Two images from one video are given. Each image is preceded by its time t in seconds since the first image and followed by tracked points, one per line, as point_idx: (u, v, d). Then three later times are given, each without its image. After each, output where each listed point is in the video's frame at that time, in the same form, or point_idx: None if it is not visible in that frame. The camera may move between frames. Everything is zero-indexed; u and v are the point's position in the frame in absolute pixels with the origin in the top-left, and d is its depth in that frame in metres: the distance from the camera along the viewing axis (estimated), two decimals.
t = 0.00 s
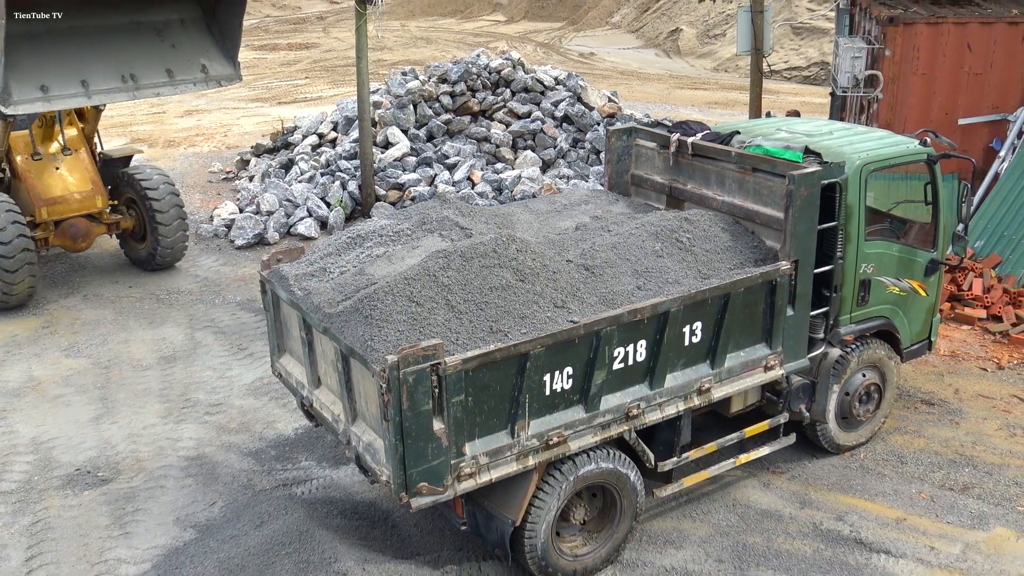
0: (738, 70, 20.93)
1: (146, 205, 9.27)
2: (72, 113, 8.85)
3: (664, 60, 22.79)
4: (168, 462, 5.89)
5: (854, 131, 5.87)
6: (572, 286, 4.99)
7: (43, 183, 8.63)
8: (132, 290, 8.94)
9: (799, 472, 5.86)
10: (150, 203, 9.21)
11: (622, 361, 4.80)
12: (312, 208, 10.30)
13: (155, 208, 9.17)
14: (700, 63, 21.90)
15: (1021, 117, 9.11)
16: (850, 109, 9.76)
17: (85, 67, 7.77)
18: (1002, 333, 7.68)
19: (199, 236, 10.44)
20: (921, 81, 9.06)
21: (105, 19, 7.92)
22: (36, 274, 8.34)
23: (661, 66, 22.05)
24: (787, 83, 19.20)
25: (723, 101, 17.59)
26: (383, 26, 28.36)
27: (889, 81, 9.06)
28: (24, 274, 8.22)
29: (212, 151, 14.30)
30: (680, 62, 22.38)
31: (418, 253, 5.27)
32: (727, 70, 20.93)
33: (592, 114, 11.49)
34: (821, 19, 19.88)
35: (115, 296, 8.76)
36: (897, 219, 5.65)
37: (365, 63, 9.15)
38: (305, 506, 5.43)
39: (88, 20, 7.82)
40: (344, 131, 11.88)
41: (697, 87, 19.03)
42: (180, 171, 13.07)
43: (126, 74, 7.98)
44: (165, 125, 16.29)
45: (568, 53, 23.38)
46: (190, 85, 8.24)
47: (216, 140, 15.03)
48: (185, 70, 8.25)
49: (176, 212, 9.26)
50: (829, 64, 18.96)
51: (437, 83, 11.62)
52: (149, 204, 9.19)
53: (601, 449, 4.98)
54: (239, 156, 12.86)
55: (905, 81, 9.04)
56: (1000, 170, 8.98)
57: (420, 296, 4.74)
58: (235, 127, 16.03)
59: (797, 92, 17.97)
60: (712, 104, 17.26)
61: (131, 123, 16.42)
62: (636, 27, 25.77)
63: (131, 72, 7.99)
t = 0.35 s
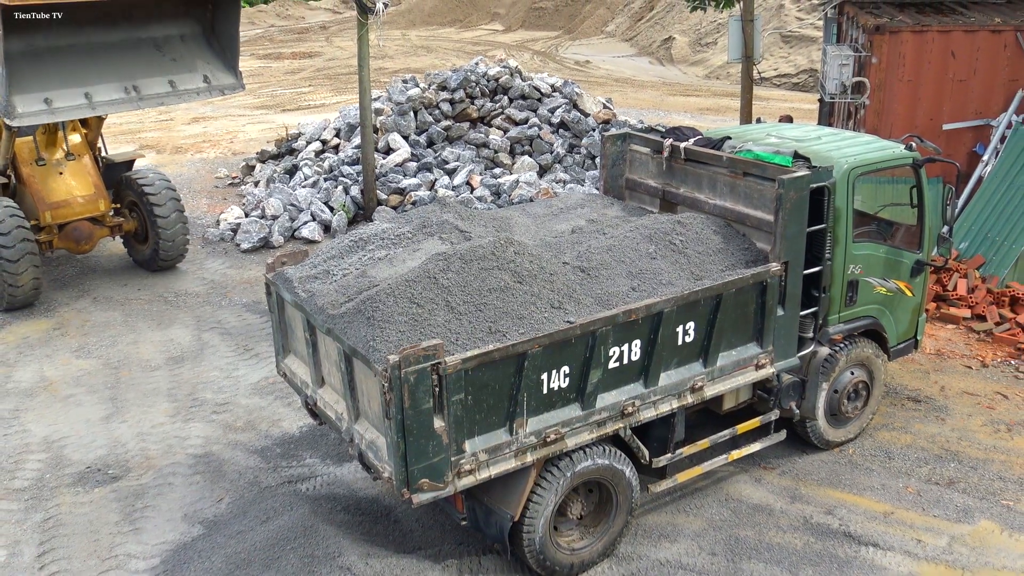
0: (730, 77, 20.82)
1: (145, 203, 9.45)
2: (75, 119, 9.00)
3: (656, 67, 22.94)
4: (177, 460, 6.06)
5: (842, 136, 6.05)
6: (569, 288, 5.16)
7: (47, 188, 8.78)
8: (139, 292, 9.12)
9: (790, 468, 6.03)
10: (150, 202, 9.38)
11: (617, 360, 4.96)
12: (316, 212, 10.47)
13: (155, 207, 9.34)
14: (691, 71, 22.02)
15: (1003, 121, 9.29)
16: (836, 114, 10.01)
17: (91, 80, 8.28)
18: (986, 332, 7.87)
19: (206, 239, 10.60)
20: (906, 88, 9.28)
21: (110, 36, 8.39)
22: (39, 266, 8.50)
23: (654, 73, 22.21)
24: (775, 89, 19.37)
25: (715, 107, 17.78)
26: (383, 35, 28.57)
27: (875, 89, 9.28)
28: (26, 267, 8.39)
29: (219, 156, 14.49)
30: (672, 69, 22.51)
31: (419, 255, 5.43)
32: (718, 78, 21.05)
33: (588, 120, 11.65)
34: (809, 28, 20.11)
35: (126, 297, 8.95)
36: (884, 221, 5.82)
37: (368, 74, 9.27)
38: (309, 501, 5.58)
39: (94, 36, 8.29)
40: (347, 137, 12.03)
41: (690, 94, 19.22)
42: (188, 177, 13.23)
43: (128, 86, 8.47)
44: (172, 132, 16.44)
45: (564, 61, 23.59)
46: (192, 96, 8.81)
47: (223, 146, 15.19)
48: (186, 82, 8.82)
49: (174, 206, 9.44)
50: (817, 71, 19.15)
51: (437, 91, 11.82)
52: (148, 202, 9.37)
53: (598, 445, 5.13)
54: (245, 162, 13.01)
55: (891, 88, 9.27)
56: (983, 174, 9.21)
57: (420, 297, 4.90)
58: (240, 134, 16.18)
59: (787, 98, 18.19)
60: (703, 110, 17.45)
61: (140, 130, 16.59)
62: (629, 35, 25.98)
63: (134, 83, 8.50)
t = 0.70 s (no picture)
0: (722, 80, 21.07)
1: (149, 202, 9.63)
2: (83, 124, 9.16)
3: (650, 72, 23.09)
4: (185, 455, 6.24)
5: (832, 138, 6.23)
6: (567, 286, 5.31)
7: (56, 190, 8.95)
8: (148, 291, 9.32)
9: (782, 461, 6.21)
10: (155, 202, 9.56)
11: (614, 356, 5.10)
12: (320, 214, 10.64)
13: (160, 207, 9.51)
14: (685, 75, 22.18)
15: (987, 123, 9.78)
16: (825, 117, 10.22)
17: (102, 88, 8.59)
18: (972, 328, 8.20)
19: (213, 241, 10.77)
20: (895, 89, 9.52)
21: (118, 48, 8.72)
22: (46, 257, 8.65)
23: (648, 77, 22.37)
24: (767, 92, 19.54)
25: (709, 110, 17.95)
26: (384, 41, 28.81)
27: (863, 90, 9.48)
28: (34, 257, 8.55)
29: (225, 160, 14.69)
30: (666, 74, 22.65)
31: (421, 256, 5.58)
32: (711, 82, 21.20)
33: (584, 123, 11.80)
34: (798, 32, 20.32)
35: (138, 297, 9.15)
36: (873, 220, 5.99)
37: (366, 77, 9.29)
38: (315, 495, 5.74)
39: (103, 48, 8.63)
40: (350, 141, 12.22)
41: (684, 97, 19.40)
42: (195, 180, 13.41)
43: (139, 93, 8.76)
44: (180, 136, 16.60)
45: (560, 66, 23.80)
46: (201, 101, 9.06)
47: (229, 150, 15.36)
48: (196, 88, 9.08)
49: (175, 201, 9.60)
50: (808, 74, 19.36)
51: (437, 95, 11.97)
52: (152, 200, 9.54)
53: (595, 439, 5.25)
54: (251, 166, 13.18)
55: (880, 89, 9.48)
56: (969, 173, 9.57)
57: (422, 296, 5.04)
58: (247, 138, 16.33)
59: (778, 101, 18.39)
60: (697, 113, 17.63)
61: (149, 135, 16.76)
62: (625, 40, 26.17)
63: (144, 91, 8.78)
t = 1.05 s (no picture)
0: (714, 80, 21.20)
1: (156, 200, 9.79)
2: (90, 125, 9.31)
3: (644, 71, 23.20)
4: (194, 447, 6.44)
5: (821, 136, 6.40)
6: (564, 281, 5.44)
7: (66, 189, 9.10)
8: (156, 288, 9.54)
9: (774, 450, 6.40)
10: (160, 197, 9.72)
11: (610, 349, 5.18)
12: (323, 211, 10.79)
13: (165, 204, 9.65)
14: (678, 75, 22.31)
15: (974, 120, 9.86)
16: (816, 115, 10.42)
17: (119, 92, 8.85)
18: (959, 320, 8.40)
19: (219, 239, 10.90)
20: (882, 88, 9.75)
21: (132, 57, 9.00)
22: (57, 253, 8.85)
23: (643, 77, 22.52)
24: (759, 91, 19.69)
25: (702, 109, 18.12)
26: (384, 43, 29.01)
27: (853, 90, 9.67)
28: (46, 254, 8.75)
29: (230, 159, 14.89)
30: (659, 74, 22.77)
31: (422, 252, 5.72)
32: (703, 81, 21.32)
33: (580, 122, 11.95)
34: (789, 32, 20.52)
35: (144, 294, 9.37)
36: (862, 215, 6.16)
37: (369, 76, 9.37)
38: (321, 485, 5.90)
39: (117, 56, 8.90)
40: (351, 140, 12.36)
41: (677, 96, 19.57)
42: (201, 179, 13.56)
43: (155, 96, 9.03)
44: (187, 137, 16.75)
45: (556, 67, 23.98)
46: (214, 103, 9.32)
47: (235, 150, 15.52)
48: (209, 91, 9.35)
49: (180, 196, 9.76)
50: (798, 74, 19.53)
51: (437, 96, 12.14)
52: (158, 196, 9.70)
53: (593, 430, 5.36)
54: (256, 165, 13.32)
55: (868, 88, 9.71)
56: (956, 169, 9.70)
57: (424, 292, 5.16)
58: (252, 138, 16.47)
59: (768, 100, 18.59)
60: (690, 112, 17.81)
61: (155, 136, 16.93)
62: (620, 41, 26.32)
63: (159, 95, 9.05)
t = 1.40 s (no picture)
0: (705, 80, 21.31)
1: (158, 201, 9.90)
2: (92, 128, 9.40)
3: (637, 72, 23.33)
4: (198, 444, 6.58)
5: (810, 135, 6.54)
6: (560, 278, 5.55)
7: (70, 192, 9.25)
8: (158, 288, 9.68)
9: (766, 442, 6.56)
10: (164, 199, 9.81)
11: (605, 345, 5.30)
12: (323, 212, 10.93)
13: (168, 204, 9.78)
14: (670, 75, 22.44)
15: (958, 118, 9.97)
16: (806, 114, 10.60)
17: (130, 101, 8.99)
18: (945, 314, 8.59)
19: (221, 240, 11.02)
20: (870, 88, 9.95)
21: (141, 69, 9.15)
22: (65, 258, 8.97)
23: (636, 78, 22.65)
24: (749, 92, 19.85)
25: (694, 109, 18.26)
26: (382, 46, 29.16)
27: (841, 90, 9.91)
28: (53, 256, 8.85)
29: (230, 160, 15.03)
30: (652, 74, 22.92)
31: (420, 251, 5.84)
32: (695, 82, 21.46)
33: (575, 122, 12.10)
34: (779, 33, 20.69)
35: (147, 294, 9.51)
36: (850, 213, 6.31)
37: (365, 81, 9.55)
38: (322, 479, 6.02)
39: (127, 68, 9.04)
40: (351, 142, 12.54)
41: (669, 97, 19.72)
42: (202, 180, 13.68)
43: (165, 103, 9.17)
44: (188, 139, 16.87)
45: (550, 68, 24.12)
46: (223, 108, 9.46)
47: (235, 152, 15.64)
48: (218, 97, 9.50)
49: (183, 198, 9.89)
50: (788, 74, 19.68)
51: (434, 98, 12.28)
52: (161, 198, 9.82)
53: (589, 424, 5.48)
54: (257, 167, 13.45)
55: (855, 89, 9.92)
56: (942, 167, 9.86)
57: (422, 290, 5.27)
58: (252, 141, 16.59)
59: (759, 100, 18.75)
60: (682, 112, 17.95)
61: (157, 139, 17.06)
62: (613, 43, 26.46)
63: (169, 101, 9.20)
